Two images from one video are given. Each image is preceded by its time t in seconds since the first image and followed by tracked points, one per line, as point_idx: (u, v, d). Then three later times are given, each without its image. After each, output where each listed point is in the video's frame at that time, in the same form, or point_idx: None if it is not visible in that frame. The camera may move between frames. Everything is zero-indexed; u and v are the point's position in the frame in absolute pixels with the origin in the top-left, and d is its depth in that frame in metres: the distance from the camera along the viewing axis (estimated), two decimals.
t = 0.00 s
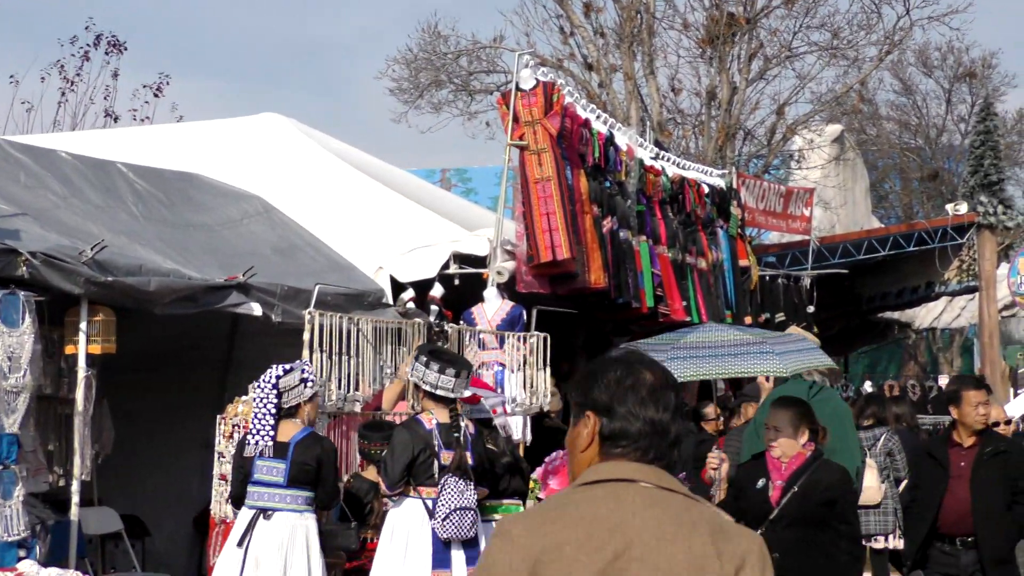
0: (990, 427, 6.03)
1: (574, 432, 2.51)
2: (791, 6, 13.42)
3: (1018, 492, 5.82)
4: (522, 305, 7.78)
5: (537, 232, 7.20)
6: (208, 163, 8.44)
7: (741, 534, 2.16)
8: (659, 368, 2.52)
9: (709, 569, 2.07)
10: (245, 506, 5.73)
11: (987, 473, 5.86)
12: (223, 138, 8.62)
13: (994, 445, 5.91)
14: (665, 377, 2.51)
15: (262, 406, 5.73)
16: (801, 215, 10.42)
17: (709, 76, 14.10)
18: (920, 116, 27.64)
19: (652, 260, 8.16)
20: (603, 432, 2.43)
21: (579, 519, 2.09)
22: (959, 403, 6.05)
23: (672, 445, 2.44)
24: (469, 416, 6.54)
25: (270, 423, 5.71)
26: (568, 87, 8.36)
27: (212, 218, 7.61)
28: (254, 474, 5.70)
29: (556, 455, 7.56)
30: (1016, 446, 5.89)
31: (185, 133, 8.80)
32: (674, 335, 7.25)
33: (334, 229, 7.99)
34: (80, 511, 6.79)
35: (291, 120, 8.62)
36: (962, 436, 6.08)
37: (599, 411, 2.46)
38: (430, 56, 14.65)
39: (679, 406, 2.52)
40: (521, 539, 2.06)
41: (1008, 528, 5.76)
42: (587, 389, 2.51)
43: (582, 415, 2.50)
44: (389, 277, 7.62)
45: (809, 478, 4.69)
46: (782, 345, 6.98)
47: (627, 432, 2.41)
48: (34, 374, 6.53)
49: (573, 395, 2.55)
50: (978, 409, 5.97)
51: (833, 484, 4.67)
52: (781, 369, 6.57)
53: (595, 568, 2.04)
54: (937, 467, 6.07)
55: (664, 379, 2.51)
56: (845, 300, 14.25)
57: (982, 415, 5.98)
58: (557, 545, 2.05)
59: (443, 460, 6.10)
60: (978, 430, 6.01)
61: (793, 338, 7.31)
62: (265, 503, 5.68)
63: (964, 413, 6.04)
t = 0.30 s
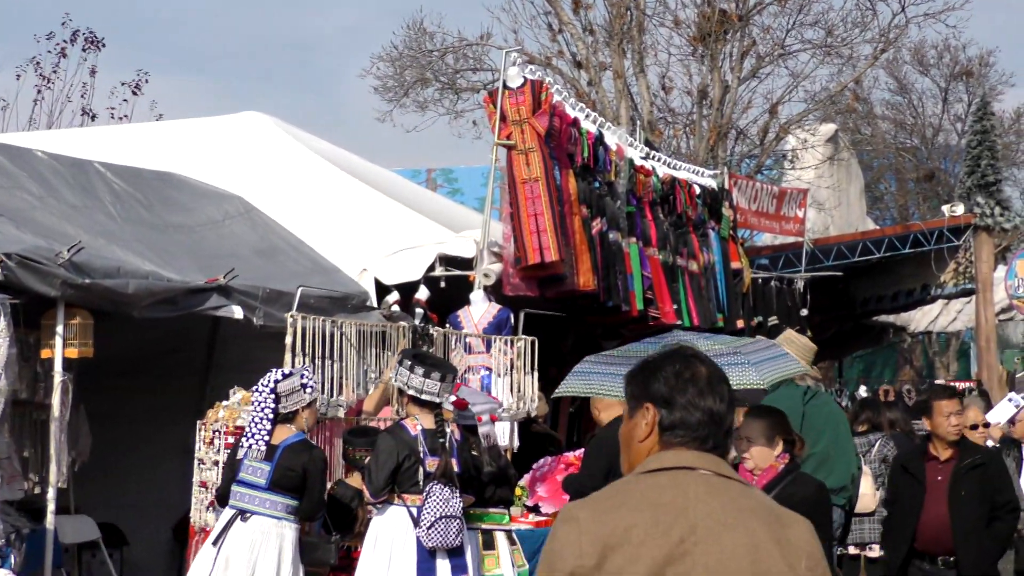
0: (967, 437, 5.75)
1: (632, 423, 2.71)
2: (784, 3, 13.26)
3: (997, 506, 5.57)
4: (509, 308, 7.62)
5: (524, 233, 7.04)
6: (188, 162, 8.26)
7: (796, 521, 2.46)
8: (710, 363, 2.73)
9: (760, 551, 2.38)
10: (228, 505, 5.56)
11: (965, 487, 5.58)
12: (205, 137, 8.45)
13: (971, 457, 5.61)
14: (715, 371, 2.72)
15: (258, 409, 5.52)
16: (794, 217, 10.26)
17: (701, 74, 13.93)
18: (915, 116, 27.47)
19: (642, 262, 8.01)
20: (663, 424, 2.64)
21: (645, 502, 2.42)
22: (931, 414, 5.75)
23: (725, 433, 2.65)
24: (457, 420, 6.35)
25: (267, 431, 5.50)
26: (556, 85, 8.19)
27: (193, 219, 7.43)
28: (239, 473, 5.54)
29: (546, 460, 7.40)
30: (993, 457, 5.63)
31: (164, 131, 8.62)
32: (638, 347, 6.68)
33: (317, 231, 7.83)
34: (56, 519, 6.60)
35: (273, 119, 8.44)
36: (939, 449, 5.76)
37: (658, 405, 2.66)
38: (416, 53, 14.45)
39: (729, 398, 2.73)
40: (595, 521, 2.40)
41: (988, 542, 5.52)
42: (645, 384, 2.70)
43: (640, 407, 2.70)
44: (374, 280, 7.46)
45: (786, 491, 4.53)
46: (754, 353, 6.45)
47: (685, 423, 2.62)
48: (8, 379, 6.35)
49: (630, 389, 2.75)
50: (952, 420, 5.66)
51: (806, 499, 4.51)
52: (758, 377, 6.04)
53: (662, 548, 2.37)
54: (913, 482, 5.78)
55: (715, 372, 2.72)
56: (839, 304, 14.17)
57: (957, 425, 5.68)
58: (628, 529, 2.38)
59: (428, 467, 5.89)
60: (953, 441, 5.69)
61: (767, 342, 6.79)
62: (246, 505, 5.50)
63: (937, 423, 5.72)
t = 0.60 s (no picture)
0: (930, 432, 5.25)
1: (632, 447, 2.67)
2: (777, 4, 13.13)
3: (966, 508, 5.11)
4: (496, 314, 7.46)
5: (511, 237, 6.88)
6: (168, 165, 8.10)
7: (796, 528, 2.47)
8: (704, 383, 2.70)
9: (767, 564, 2.38)
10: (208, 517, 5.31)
11: (933, 489, 5.11)
12: (186, 138, 8.28)
13: (938, 456, 5.14)
14: (709, 390, 2.70)
15: (242, 415, 5.22)
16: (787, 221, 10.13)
17: (692, 76, 13.78)
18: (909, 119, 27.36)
19: (632, 267, 7.86)
20: (663, 444, 2.61)
21: (648, 523, 2.39)
22: (888, 413, 5.23)
23: (724, 449, 2.62)
24: (443, 428, 6.19)
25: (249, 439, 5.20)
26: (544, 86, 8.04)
27: (173, 223, 7.27)
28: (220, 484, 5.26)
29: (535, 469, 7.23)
30: (959, 455, 5.17)
31: (144, 134, 8.46)
32: (612, 341, 6.58)
33: (300, 236, 7.67)
34: (31, 531, 6.41)
35: (255, 120, 8.28)
36: (900, 451, 5.24)
37: (656, 426, 2.63)
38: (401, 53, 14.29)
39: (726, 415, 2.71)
40: (600, 545, 2.38)
41: (960, 546, 5.08)
42: (643, 406, 2.67)
43: (639, 431, 2.67)
44: (357, 285, 7.30)
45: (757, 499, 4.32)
46: (731, 354, 6.42)
47: (685, 442, 2.59)
48: None
49: (627, 413, 2.72)
50: (911, 419, 5.16)
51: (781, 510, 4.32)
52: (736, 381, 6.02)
53: (669, 568, 2.35)
54: (876, 486, 5.26)
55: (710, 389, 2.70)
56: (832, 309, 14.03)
57: (919, 424, 5.17)
58: (635, 551, 2.36)
59: (411, 477, 5.71)
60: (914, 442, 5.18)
61: (746, 343, 6.71)
62: (226, 517, 5.25)
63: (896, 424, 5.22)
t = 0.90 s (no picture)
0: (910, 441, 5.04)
1: (668, 444, 2.80)
2: (772, 4, 12.99)
3: (951, 519, 4.88)
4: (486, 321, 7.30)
5: (501, 242, 6.73)
6: (151, 168, 7.93)
7: (824, 524, 2.62)
8: (736, 389, 2.85)
9: (799, 556, 2.52)
10: (187, 533, 5.06)
11: (916, 501, 4.88)
12: (171, 141, 8.13)
13: (919, 466, 4.92)
14: (742, 396, 2.85)
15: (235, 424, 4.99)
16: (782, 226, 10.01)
17: (686, 77, 13.64)
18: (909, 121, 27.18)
19: (625, 272, 7.71)
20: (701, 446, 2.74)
21: (688, 516, 2.51)
22: (866, 422, 5.03)
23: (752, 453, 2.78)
24: (428, 439, 6.02)
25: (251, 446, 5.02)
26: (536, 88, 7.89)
27: (156, 227, 7.10)
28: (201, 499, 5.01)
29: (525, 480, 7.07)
30: (942, 464, 4.95)
31: (126, 137, 8.30)
32: (581, 353, 5.98)
33: (287, 241, 7.52)
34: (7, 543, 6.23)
35: (241, 123, 8.13)
36: (880, 461, 5.01)
37: (694, 424, 2.76)
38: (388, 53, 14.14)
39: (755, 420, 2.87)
40: (640, 537, 2.49)
41: (946, 560, 4.84)
42: (680, 406, 2.81)
43: (676, 428, 2.79)
44: (344, 291, 7.15)
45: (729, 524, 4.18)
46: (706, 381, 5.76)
47: (722, 440, 2.74)
48: None
49: (660, 414, 2.84)
50: (889, 427, 4.94)
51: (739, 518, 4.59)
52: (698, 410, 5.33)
53: (707, 558, 2.47)
54: (857, 497, 4.99)
55: (740, 396, 2.84)
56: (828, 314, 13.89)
57: (898, 431, 4.95)
58: (675, 541, 2.48)
59: (399, 487, 5.52)
60: (892, 452, 4.96)
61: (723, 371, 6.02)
62: (209, 532, 5.02)
63: (874, 432, 5.01)
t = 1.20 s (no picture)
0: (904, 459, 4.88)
1: (736, 453, 3.10)
2: (768, 5, 12.86)
3: (938, 546, 4.70)
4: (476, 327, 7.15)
5: (491, 246, 6.58)
6: (134, 172, 7.79)
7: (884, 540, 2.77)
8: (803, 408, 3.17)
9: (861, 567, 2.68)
10: (155, 550, 4.92)
11: (901, 525, 4.71)
12: (155, 143, 7.98)
13: (907, 488, 4.75)
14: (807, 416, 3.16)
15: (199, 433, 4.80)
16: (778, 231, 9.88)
17: (680, 79, 13.51)
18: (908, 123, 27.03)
19: (617, 278, 7.57)
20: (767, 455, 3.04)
21: (754, 524, 2.70)
22: (858, 438, 4.89)
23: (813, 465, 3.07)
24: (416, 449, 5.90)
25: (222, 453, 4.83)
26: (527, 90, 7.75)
27: (138, 231, 6.95)
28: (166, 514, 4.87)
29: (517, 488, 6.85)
30: (932, 486, 4.77)
31: (110, 140, 8.16)
32: (521, 356, 5.02)
33: (273, 246, 7.37)
34: None
35: (226, 125, 7.98)
36: (870, 480, 4.88)
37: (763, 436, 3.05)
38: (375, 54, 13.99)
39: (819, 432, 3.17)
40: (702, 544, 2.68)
41: None
42: (749, 417, 3.11)
43: (744, 439, 3.09)
44: (331, 297, 7.01)
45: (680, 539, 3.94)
46: (654, 401, 4.71)
47: (790, 452, 3.03)
48: None
49: (730, 425, 3.14)
50: (882, 444, 4.80)
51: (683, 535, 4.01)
52: (622, 439, 4.22)
53: (777, 566, 2.65)
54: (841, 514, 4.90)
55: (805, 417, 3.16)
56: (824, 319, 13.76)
57: (891, 450, 4.81)
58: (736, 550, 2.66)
59: (387, 498, 5.32)
60: (883, 470, 4.82)
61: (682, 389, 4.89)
62: (179, 549, 4.87)
63: (865, 449, 4.87)
